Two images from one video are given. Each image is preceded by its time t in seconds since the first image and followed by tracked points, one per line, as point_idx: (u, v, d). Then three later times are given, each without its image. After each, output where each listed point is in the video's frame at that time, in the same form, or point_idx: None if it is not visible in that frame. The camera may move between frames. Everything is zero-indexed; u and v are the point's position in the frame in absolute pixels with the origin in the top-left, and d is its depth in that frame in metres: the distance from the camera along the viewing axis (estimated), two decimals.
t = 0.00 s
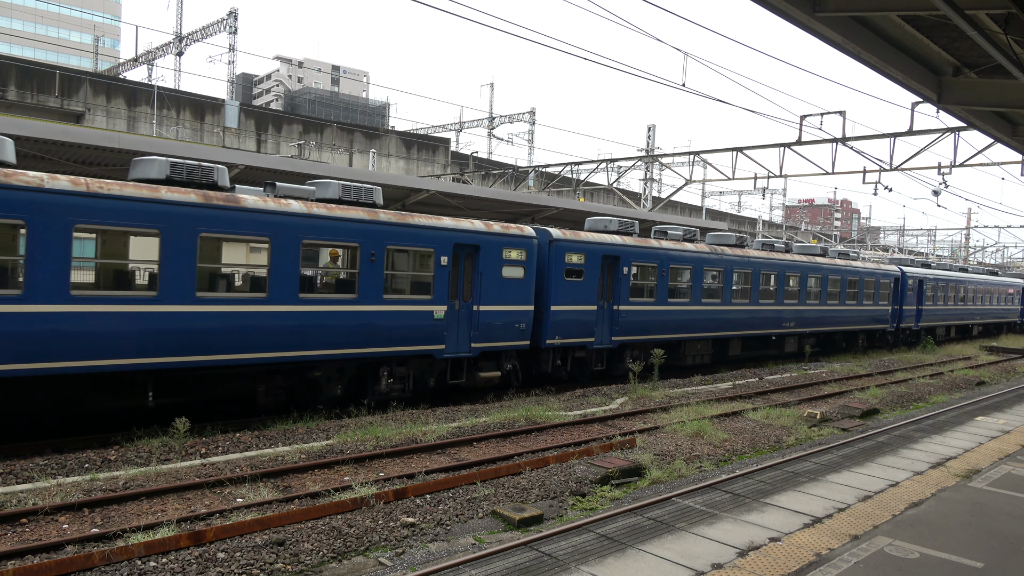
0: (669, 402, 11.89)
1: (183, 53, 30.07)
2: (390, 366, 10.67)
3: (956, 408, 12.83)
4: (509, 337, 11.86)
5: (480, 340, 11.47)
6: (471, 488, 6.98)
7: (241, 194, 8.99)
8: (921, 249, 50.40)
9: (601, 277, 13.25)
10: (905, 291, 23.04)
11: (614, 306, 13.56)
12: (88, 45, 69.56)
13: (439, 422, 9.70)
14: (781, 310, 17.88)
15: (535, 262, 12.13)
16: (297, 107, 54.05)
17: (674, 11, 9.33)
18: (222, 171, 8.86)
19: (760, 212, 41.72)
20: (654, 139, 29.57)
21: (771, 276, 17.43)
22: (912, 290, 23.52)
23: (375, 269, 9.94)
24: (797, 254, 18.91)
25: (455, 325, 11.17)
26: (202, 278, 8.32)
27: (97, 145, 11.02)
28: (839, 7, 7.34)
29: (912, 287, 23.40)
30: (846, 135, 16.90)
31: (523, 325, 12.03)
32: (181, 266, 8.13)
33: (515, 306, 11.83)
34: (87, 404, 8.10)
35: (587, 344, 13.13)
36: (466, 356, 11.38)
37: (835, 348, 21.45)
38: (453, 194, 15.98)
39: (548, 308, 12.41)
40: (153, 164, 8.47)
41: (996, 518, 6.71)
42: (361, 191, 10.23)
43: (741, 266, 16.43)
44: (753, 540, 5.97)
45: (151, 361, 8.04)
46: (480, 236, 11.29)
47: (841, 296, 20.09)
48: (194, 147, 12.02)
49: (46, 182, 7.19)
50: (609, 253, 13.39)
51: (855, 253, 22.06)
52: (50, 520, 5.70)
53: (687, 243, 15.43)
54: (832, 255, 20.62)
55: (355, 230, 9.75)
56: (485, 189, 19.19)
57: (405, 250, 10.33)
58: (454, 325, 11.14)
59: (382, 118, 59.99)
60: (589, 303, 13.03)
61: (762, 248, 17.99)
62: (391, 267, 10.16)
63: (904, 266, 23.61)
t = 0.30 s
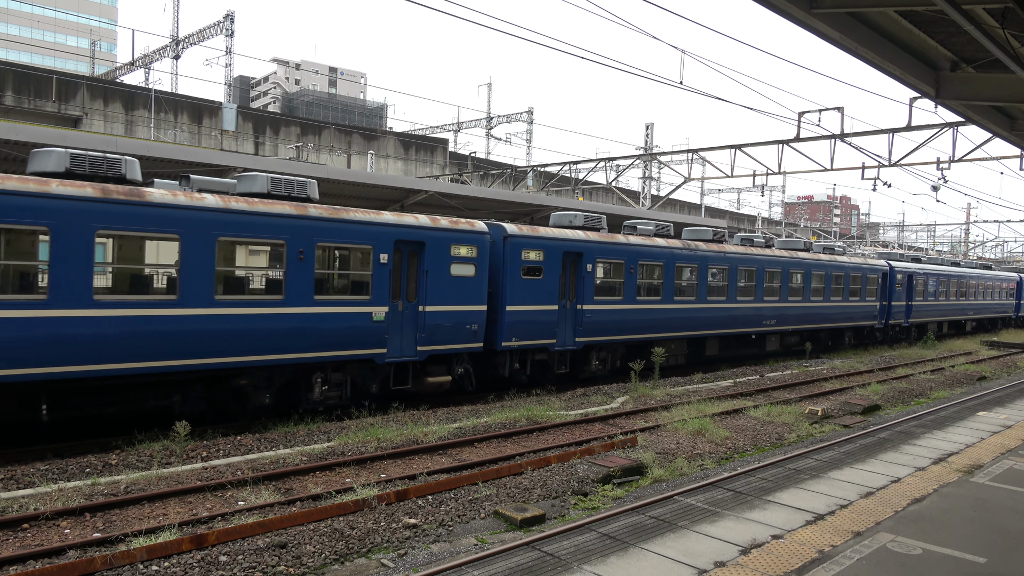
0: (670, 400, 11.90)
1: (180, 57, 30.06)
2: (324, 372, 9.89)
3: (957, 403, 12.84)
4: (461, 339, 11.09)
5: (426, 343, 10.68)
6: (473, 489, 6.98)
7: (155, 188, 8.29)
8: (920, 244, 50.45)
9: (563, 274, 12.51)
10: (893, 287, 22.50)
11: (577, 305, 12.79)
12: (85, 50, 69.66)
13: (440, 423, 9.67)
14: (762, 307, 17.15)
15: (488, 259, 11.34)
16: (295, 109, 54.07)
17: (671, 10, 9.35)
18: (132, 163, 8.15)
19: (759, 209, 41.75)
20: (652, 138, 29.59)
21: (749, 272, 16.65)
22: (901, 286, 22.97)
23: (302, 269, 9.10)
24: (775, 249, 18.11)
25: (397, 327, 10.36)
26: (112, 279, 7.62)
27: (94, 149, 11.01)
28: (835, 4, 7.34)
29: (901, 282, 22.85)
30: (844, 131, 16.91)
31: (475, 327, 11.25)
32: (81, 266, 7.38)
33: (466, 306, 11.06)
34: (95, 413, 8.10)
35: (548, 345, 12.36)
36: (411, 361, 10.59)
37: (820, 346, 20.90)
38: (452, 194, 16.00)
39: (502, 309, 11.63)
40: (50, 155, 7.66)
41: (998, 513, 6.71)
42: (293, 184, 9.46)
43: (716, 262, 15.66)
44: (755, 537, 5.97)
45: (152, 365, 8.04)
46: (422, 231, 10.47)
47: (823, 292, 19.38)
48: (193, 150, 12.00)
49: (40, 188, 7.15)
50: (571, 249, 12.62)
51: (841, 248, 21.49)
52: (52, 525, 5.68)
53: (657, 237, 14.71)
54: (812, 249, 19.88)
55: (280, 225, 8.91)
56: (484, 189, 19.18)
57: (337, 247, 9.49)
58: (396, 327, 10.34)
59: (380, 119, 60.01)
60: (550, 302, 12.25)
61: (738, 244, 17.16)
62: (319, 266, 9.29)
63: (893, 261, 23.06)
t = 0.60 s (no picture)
0: (670, 399, 11.90)
1: (179, 57, 30.03)
2: (248, 379, 9.20)
3: (957, 402, 12.83)
4: (405, 342, 10.47)
5: (365, 347, 10.03)
6: (473, 488, 6.98)
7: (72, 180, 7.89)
8: (920, 244, 50.46)
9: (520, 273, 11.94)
10: (881, 286, 21.96)
11: (536, 305, 12.19)
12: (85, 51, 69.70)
13: (440, 423, 9.67)
14: (738, 308, 16.47)
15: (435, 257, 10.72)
16: (295, 109, 54.05)
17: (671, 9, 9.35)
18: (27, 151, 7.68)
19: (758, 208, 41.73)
20: (652, 137, 29.58)
21: (723, 271, 15.99)
22: (889, 285, 22.43)
23: (220, 267, 8.48)
24: (752, 247, 17.39)
25: (332, 329, 9.72)
26: (20, 278, 7.13)
27: (94, 150, 11.00)
28: (835, 3, 7.34)
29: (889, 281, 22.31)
30: (843, 130, 16.90)
31: (420, 329, 10.61)
32: None
33: (411, 306, 10.45)
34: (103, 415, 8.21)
35: (503, 348, 11.74)
36: (349, 365, 9.95)
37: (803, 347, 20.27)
38: (452, 194, 16.00)
39: (452, 310, 11.02)
40: None
41: (998, 512, 6.72)
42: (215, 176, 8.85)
43: (686, 260, 15.02)
44: (756, 536, 5.97)
45: (153, 365, 8.06)
46: (360, 226, 9.83)
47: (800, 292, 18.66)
48: (192, 150, 11.99)
49: (39, 190, 7.20)
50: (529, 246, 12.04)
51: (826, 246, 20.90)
52: (53, 525, 5.69)
53: (626, 234, 14.06)
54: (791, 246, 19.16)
55: (194, 220, 8.27)
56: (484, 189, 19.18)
57: (265, 244, 8.89)
58: (329, 330, 9.68)
59: (379, 119, 59.98)
60: (504, 302, 11.65)
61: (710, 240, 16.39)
62: (239, 264, 8.66)
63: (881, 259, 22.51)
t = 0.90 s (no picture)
0: (670, 399, 11.90)
1: (179, 58, 30.02)
2: (158, 386, 8.45)
3: (957, 401, 12.85)
4: (341, 346, 9.75)
5: (295, 351, 9.31)
6: (473, 488, 6.97)
7: None
8: (919, 243, 50.47)
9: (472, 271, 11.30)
10: (867, 284, 21.38)
11: (490, 305, 11.57)
12: (85, 52, 69.77)
13: (440, 423, 9.67)
14: (713, 307, 15.80)
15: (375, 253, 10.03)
16: (294, 109, 54.11)
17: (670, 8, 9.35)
18: None
19: (758, 208, 41.64)
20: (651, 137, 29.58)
21: (694, 269, 15.31)
22: (876, 283, 21.85)
23: (123, 263, 7.74)
24: (726, 244, 16.62)
25: (256, 332, 9.00)
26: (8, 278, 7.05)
27: (93, 151, 10.99)
28: (834, 2, 7.33)
29: (877, 280, 21.74)
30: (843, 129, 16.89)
31: (358, 331, 9.90)
32: None
33: (348, 307, 9.75)
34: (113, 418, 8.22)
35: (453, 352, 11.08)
36: (276, 370, 9.23)
37: (786, 347, 19.62)
38: (452, 194, 16.00)
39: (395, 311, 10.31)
40: None
41: (999, 510, 6.72)
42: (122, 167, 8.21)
43: (656, 257, 14.37)
44: (756, 535, 5.98)
45: (152, 366, 8.05)
46: (288, 221, 9.14)
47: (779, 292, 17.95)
48: (191, 150, 11.98)
49: (44, 191, 7.21)
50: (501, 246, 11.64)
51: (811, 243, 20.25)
52: (53, 526, 5.69)
53: (590, 230, 13.40)
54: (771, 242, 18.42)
55: (129, 215, 7.77)
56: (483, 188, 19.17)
57: (178, 239, 8.20)
58: (253, 334, 8.96)
59: (379, 119, 59.97)
60: (455, 302, 11.01)
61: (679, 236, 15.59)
62: (148, 261, 7.96)
63: (869, 257, 21.95)
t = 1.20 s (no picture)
0: (670, 397, 11.90)
1: (178, 58, 29.99)
2: (55, 396, 7.72)
3: (957, 398, 12.85)
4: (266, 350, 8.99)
5: (212, 357, 8.53)
6: (474, 488, 6.98)
7: None
8: (919, 240, 50.47)
9: (416, 269, 10.55)
10: (853, 281, 20.68)
11: (437, 306, 10.81)
12: (84, 52, 69.74)
13: (441, 423, 9.66)
14: (686, 306, 15.07)
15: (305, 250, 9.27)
16: (293, 109, 54.17)
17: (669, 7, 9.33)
18: None
19: (758, 206, 41.61)
20: (650, 135, 29.56)
21: (665, 266, 14.57)
22: (864, 280, 21.15)
23: (5, 263, 6.98)
24: (699, 240, 15.77)
25: (167, 336, 8.22)
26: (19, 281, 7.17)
27: (93, 152, 10.98)
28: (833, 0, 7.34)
29: (863, 277, 21.04)
30: (842, 127, 16.89)
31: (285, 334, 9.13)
32: None
33: (272, 309, 8.96)
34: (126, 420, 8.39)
35: (396, 356, 10.32)
36: (190, 378, 8.45)
37: (768, 347, 18.89)
38: (452, 194, 16.00)
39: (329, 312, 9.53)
40: None
41: (999, 507, 6.73)
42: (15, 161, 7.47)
43: (625, 254, 13.65)
44: (757, 533, 5.98)
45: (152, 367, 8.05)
46: (203, 215, 8.41)
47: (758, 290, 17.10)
48: (191, 152, 11.96)
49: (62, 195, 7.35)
50: (489, 245, 11.44)
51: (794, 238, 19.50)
52: (54, 527, 5.69)
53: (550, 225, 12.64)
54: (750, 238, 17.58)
55: (141, 217, 7.92)
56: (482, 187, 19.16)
57: (74, 235, 7.47)
58: (162, 338, 8.18)
59: (378, 119, 59.95)
60: (397, 303, 10.24)
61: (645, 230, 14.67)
62: (81, 260, 7.55)
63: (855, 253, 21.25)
